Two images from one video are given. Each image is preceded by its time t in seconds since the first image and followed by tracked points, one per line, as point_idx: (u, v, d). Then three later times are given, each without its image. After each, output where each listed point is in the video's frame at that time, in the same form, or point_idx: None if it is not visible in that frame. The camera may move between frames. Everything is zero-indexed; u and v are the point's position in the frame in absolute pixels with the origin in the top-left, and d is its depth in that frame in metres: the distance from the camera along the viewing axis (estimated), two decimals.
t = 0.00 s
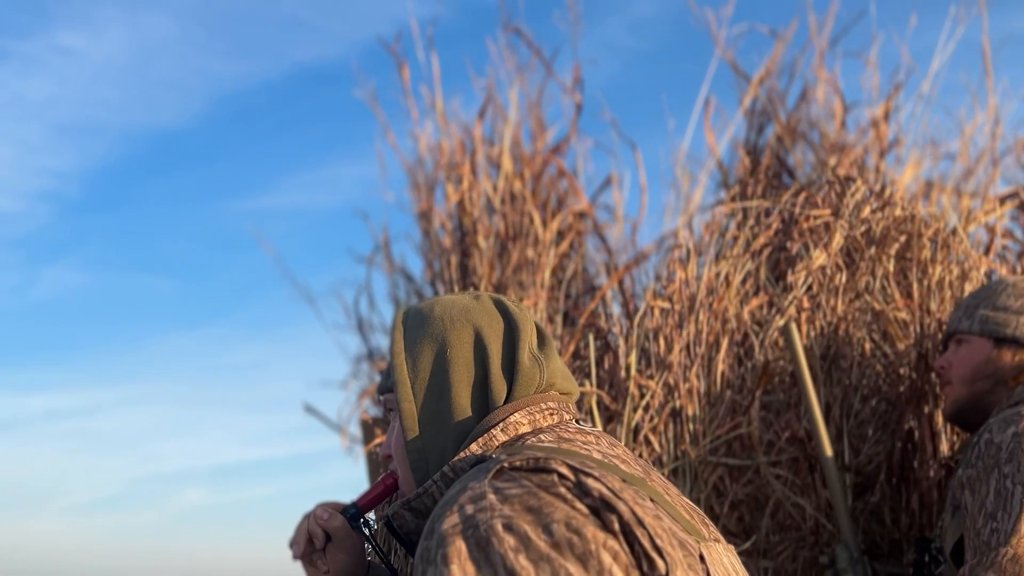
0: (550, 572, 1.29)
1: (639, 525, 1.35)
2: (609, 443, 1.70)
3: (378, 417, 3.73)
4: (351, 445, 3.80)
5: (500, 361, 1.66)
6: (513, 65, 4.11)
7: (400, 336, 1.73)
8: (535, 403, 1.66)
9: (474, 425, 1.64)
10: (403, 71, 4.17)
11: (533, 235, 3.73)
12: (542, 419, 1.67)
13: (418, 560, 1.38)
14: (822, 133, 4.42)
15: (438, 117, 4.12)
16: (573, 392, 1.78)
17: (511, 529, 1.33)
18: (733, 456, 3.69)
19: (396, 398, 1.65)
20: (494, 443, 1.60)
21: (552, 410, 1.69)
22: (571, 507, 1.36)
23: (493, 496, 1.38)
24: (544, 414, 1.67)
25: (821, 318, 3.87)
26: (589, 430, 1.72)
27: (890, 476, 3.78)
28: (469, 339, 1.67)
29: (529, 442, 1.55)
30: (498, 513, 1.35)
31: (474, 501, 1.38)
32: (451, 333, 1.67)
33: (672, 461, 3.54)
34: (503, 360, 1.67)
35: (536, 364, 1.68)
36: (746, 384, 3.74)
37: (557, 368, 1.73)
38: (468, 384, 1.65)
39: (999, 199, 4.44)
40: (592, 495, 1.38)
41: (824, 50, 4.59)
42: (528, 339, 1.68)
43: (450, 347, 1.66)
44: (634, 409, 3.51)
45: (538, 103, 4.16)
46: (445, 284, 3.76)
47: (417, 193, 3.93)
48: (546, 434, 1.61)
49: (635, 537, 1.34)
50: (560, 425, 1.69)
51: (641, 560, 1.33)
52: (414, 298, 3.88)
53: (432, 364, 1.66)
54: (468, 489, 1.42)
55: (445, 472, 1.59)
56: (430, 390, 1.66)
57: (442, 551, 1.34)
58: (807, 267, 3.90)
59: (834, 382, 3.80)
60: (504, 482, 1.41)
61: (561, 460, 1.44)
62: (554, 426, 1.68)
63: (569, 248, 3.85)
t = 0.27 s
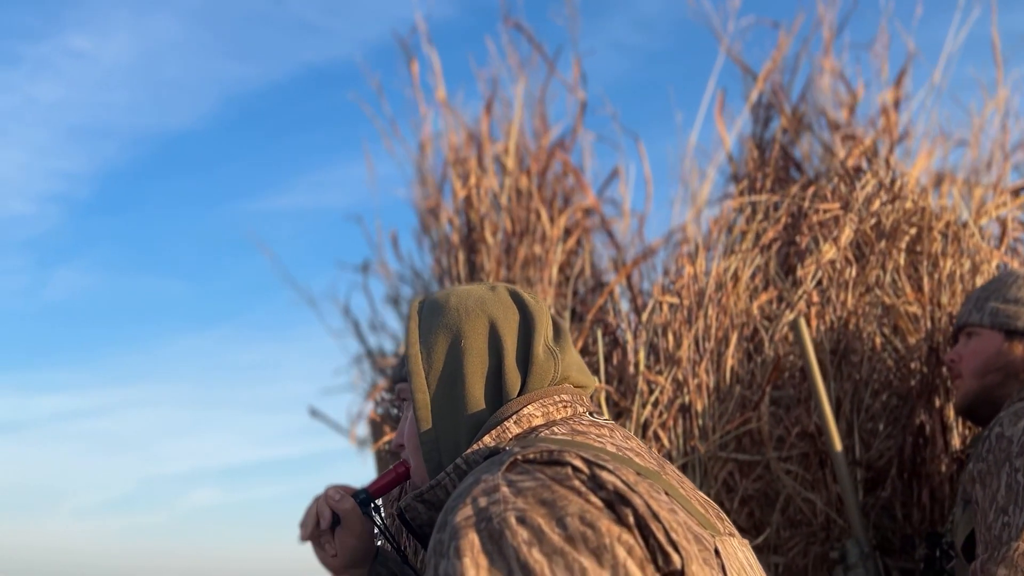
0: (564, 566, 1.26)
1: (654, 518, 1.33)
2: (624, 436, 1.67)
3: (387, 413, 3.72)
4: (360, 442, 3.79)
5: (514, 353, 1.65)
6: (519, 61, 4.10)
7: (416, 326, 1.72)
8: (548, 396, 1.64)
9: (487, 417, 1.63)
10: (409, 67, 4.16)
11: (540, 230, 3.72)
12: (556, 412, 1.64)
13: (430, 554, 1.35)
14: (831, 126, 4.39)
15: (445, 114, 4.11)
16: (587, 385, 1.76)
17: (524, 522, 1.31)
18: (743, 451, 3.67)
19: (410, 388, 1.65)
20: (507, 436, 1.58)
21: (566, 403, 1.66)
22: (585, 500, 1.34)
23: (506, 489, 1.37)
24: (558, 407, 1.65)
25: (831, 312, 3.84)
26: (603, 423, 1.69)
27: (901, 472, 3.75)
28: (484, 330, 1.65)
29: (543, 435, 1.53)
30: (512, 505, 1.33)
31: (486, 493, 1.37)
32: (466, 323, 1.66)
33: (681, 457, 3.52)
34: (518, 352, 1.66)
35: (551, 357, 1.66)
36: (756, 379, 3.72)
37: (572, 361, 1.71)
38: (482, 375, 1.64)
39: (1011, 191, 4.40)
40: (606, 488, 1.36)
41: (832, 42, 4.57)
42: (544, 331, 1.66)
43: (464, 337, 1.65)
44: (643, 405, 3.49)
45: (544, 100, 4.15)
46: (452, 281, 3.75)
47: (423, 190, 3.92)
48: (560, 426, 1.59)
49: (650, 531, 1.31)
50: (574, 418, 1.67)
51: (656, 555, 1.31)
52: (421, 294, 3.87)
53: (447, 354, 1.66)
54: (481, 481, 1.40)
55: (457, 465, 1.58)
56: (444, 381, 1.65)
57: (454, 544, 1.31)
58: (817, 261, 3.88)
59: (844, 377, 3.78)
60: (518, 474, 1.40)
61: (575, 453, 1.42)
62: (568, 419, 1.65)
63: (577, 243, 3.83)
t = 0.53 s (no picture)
0: (581, 562, 1.25)
1: (672, 516, 1.31)
2: (641, 433, 1.67)
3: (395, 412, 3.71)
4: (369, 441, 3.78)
5: (533, 346, 1.64)
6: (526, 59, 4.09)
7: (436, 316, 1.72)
8: (565, 391, 1.63)
9: (505, 410, 1.62)
10: (417, 65, 4.16)
11: (548, 229, 3.71)
12: (573, 407, 1.63)
13: (447, 548, 1.34)
14: (841, 121, 4.37)
15: (453, 112, 4.11)
16: (605, 381, 1.75)
17: (541, 518, 1.29)
18: (753, 449, 3.66)
19: (428, 377, 1.64)
20: (524, 430, 1.57)
21: (582, 398, 1.65)
22: (602, 497, 1.33)
23: (522, 484, 1.35)
24: (575, 403, 1.64)
25: (841, 309, 3.82)
26: (620, 420, 1.69)
27: (912, 470, 3.72)
28: (504, 322, 1.65)
29: (560, 430, 1.52)
30: (529, 501, 1.32)
31: (503, 489, 1.35)
32: (485, 316, 1.65)
33: (691, 455, 3.51)
34: (537, 346, 1.65)
35: (569, 353, 1.65)
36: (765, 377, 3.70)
37: (589, 356, 1.70)
38: (500, 367, 1.63)
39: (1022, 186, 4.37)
40: (624, 486, 1.35)
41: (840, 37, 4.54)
42: (564, 325, 1.65)
43: (483, 329, 1.64)
44: (652, 404, 3.49)
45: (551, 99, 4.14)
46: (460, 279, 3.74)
47: (431, 188, 3.91)
48: (577, 421, 1.57)
49: (668, 528, 1.30)
50: (590, 414, 1.66)
51: (673, 553, 1.29)
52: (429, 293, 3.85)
53: (466, 345, 1.65)
54: (497, 476, 1.39)
55: (473, 459, 1.57)
56: (463, 371, 1.64)
57: (470, 539, 1.30)
58: (826, 259, 3.84)
59: (854, 374, 3.75)
60: (535, 470, 1.39)
61: (592, 450, 1.41)
62: (584, 415, 1.64)
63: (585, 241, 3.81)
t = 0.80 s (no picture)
0: (606, 559, 1.24)
1: (699, 514, 1.29)
2: (665, 425, 1.65)
3: (404, 410, 3.70)
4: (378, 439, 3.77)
5: (557, 335, 1.62)
6: (533, 56, 4.07)
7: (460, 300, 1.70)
8: (588, 381, 1.61)
9: (528, 398, 1.61)
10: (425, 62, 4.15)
11: (555, 226, 3.69)
12: (596, 398, 1.62)
13: (469, 538, 1.33)
14: (849, 117, 4.34)
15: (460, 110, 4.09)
16: (629, 372, 1.74)
17: (566, 512, 1.28)
18: (762, 446, 3.64)
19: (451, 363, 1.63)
20: (546, 421, 1.55)
21: (606, 389, 1.64)
22: (628, 493, 1.30)
23: (547, 477, 1.33)
24: (598, 393, 1.62)
25: (850, 305, 3.79)
26: (644, 411, 1.67)
27: (922, 467, 3.68)
28: (527, 309, 1.63)
29: (584, 421, 1.50)
30: (554, 494, 1.29)
31: (527, 480, 1.33)
32: (509, 302, 1.63)
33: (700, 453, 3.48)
34: (561, 334, 1.63)
35: (594, 342, 1.64)
36: (774, 374, 3.68)
37: (614, 347, 1.69)
38: (522, 354, 1.61)
39: None
40: (650, 482, 1.31)
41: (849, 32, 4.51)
42: (589, 314, 1.63)
43: (507, 316, 1.62)
44: (660, 401, 3.47)
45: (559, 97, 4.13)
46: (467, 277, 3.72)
47: (439, 186, 3.90)
48: (601, 413, 1.56)
49: (694, 527, 1.27)
50: (614, 406, 1.64)
51: (699, 552, 1.27)
52: (437, 291, 3.84)
53: (489, 331, 1.63)
54: (521, 467, 1.37)
55: (495, 448, 1.55)
56: (486, 357, 1.63)
57: (493, 530, 1.29)
58: (835, 255, 3.82)
59: (864, 371, 3.72)
60: (559, 462, 1.37)
61: (618, 444, 1.38)
62: (608, 406, 1.63)
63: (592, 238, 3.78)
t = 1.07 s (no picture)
0: (647, 559, 1.23)
1: (742, 517, 1.29)
2: (702, 421, 1.64)
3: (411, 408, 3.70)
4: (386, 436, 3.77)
5: (594, 324, 1.63)
6: (541, 54, 4.06)
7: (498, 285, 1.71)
8: (626, 373, 1.61)
9: (563, 388, 1.61)
10: (433, 59, 4.14)
11: (563, 223, 3.69)
12: (635, 391, 1.61)
13: (506, 529, 1.34)
14: (858, 113, 4.32)
15: (468, 107, 4.09)
16: (666, 365, 1.73)
17: (607, 509, 1.27)
18: (771, 443, 3.63)
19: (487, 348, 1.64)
20: (584, 412, 1.55)
21: (644, 382, 1.63)
22: (670, 493, 1.30)
23: (587, 472, 1.33)
24: (637, 386, 1.62)
25: (859, 302, 3.77)
26: (682, 406, 1.66)
27: (932, 464, 3.67)
28: (565, 297, 1.63)
29: (623, 415, 1.50)
30: (594, 490, 1.29)
31: (567, 475, 1.33)
32: (547, 290, 1.64)
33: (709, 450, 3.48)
34: (598, 324, 1.64)
35: (634, 332, 1.64)
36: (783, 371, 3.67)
37: (654, 339, 1.68)
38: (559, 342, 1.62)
39: None
40: (692, 482, 1.32)
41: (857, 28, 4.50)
42: (628, 305, 1.64)
43: (544, 303, 1.63)
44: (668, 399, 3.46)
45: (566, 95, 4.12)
46: (475, 275, 3.72)
47: (445, 183, 3.89)
48: (639, 406, 1.56)
49: (736, 530, 1.27)
50: (652, 399, 1.63)
51: (741, 556, 1.27)
52: (445, 289, 3.83)
53: (526, 317, 1.64)
54: (560, 460, 1.37)
55: (531, 438, 1.54)
56: (522, 343, 1.64)
57: (531, 524, 1.29)
58: (844, 251, 3.85)
59: (874, 368, 3.71)
60: (600, 457, 1.37)
61: (660, 442, 1.38)
62: (646, 399, 1.62)
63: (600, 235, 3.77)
